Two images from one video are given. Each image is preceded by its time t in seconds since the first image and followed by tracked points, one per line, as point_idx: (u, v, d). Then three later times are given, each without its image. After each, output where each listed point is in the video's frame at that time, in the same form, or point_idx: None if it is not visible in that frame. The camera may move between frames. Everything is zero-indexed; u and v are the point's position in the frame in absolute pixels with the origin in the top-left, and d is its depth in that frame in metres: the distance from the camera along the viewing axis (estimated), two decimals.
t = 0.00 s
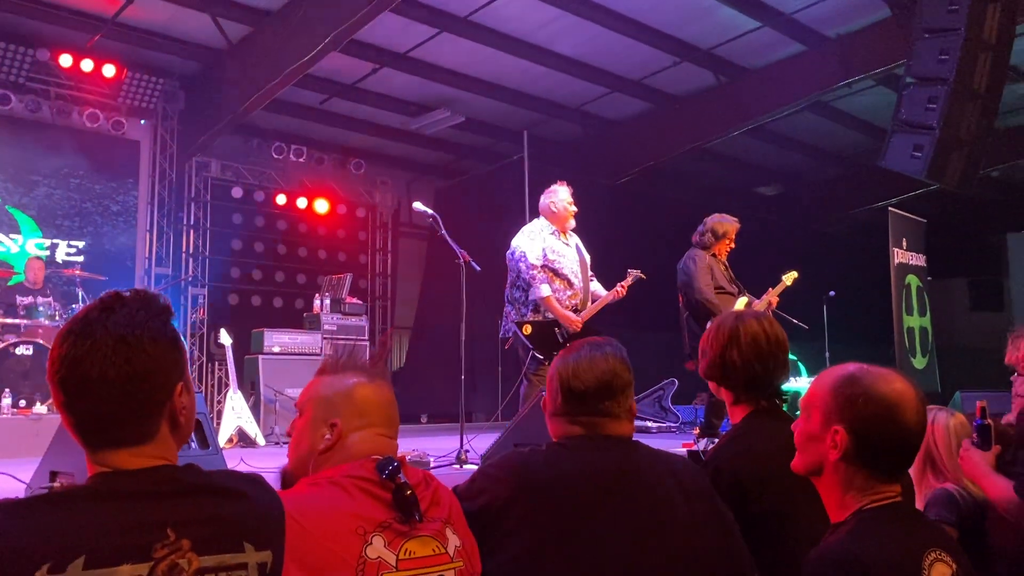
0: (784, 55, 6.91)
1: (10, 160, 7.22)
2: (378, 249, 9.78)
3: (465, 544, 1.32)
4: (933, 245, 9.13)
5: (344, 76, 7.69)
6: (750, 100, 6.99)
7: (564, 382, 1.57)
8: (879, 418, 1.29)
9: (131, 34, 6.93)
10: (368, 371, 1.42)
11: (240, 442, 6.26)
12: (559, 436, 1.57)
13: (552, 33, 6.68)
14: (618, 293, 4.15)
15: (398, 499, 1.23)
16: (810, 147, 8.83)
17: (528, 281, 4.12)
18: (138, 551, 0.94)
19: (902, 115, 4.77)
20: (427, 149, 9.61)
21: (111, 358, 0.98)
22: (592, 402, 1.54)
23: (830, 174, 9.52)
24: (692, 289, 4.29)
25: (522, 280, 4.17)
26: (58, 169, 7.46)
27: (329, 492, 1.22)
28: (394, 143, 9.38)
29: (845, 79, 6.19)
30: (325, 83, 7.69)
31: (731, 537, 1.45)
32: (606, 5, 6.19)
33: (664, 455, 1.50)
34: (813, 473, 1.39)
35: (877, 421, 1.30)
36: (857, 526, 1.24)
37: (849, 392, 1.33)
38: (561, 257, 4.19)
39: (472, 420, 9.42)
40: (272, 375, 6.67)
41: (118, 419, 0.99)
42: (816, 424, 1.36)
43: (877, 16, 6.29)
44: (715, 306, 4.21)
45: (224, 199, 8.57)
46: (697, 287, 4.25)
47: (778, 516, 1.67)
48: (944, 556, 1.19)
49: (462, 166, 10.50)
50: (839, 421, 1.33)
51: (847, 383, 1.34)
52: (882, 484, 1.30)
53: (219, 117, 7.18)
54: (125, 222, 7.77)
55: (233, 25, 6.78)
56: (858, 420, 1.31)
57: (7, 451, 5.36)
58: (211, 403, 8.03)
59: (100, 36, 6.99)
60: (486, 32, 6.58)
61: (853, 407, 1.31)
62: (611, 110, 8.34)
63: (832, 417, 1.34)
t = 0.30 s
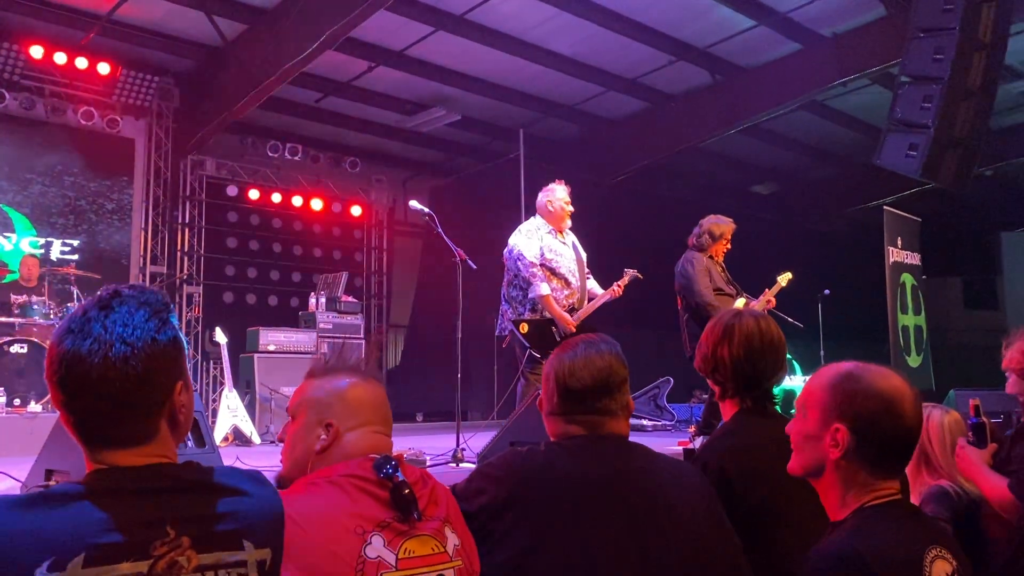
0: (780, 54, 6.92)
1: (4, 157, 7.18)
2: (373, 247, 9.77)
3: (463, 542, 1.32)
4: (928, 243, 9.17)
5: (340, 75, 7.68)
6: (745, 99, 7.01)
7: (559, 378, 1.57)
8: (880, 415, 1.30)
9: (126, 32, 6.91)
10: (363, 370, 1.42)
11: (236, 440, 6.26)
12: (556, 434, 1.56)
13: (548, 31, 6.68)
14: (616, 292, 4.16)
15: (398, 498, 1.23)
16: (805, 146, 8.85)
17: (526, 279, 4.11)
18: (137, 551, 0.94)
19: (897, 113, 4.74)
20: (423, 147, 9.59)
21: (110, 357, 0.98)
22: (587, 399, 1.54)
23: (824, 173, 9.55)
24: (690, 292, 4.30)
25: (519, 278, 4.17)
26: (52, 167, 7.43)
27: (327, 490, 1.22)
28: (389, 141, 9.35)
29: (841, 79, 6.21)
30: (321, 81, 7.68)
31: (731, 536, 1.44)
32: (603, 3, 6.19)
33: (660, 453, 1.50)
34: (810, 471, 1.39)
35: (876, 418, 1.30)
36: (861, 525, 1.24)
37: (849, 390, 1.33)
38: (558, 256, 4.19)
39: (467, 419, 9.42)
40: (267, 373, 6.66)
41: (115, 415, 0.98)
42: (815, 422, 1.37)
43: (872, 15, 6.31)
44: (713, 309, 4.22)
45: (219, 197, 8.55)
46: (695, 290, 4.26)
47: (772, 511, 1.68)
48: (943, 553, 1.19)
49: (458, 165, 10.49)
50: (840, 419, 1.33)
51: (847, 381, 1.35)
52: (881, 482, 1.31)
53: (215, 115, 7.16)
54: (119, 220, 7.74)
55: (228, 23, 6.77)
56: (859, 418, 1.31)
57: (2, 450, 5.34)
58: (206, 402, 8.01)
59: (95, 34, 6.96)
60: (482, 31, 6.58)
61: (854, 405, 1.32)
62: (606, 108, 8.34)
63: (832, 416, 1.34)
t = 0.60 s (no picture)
0: (777, 52, 6.92)
1: None
2: (369, 245, 9.76)
3: (461, 541, 1.32)
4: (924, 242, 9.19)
5: (336, 72, 7.66)
6: (742, 97, 7.01)
7: (558, 376, 1.57)
8: (879, 414, 1.30)
9: (121, 28, 6.88)
10: (359, 369, 1.41)
11: (233, 438, 6.25)
12: (555, 433, 1.56)
13: (546, 29, 6.67)
14: (613, 291, 4.17)
15: (396, 497, 1.23)
16: (802, 144, 8.85)
17: (526, 277, 4.10)
18: (137, 551, 0.94)
19: (895, 112, 4.75)
20: (420, 145, 9.57)
21: (111, 357, 0.98)
22: (587, 397, 1.54)
23: (821, 170, 9.56)
24: (689, 291, 4.30)
25: (519, 276, 4.16)
26: (48, 165, 7.41)
27: (327, 490, 1.22)
28: (386, 138, 9.33)
29: (838, 77, 6.22)
30: (317, 79, 7.67)
31: (735, 534, 1.44)
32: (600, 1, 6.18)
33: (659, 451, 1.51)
34: (810, 471, 1.39)
35: (877, 417, 1.30)
36: (862, 525, 1.24)
37: (849, 389, 1.34)
38: (558, 254, 4.19)
39: (464, 416, 9.43)
40: (265, 371, 6.66)
41: (115, 414, 0.98)
42: (815, 421, 1.37)
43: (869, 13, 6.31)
44: (713, 309, 4.22)
45: (215, 194, 8.54)
46: (695, 289, 4.27)
47: (769, 508, 1.68)
48: (947, 554, 1.21)
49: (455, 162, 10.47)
50: (840, 419, 1.33)
51: (848, 380, 1.35)
52: (882, 482, 1.31)
53: (211, 113, 7.14)
54: (115, 218, 7.71)
55: (225, 20, 6.74)
56: (858, 418, 1.32)
57: None
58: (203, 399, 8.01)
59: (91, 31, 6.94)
60: (479, 28, 6.57)
61: (853, 404, 1.32)
62: (604, 106, 8.34)
63: (831, 415, 1.34)
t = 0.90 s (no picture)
0: (774, 46, 6.92)
1: None
2: (366, 240, 9.76)
3: (460, 535, 1.32)
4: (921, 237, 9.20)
5: (333, 66, 7.64)
6: (739, 92, 7.01)
7: (564, 370, 1.57)
8: (874, 407, 1.30)
9: (117, 21, 6.87)
10: (364, 364, 1.41)
11: (230, 433, 6.25)
12: (562, 427, 1.57)
13: (543, 23, 6.65)
14: (606, 300, 4.17)
15: (393, 491, 1.23)
16: (799, 139, 8.86)
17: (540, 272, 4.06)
18: (135, 546, 0.94)
19: (891, 107, 4.78)
20: (417, 140, 9.56)
21: (110, 351, 0.97)
22: (591, 391, 1.54)
23: (817, 166, 9.57)
24: (689, 287, 4.30)
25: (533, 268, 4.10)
26: (44, 159, 7.39)
27: (324, 485, 1.22)
28: (383, 132, 9.31)
29: (834, 73, 6.23)
30: (314, 73, 7.66)
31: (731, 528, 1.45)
32: None
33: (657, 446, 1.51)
34: (811, 465, 1.40)
35: (872, 412, 1.30)
36: (856, 522, 1.25)
37: (847, 382, 1.34)
38: (573, 254, 4.16)
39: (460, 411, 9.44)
40: (262, 366, 6.66)
41: (114, 409, 0.98)
42: (813, 416, 1.37)
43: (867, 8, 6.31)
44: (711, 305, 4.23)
45: (212, 188, 8.53)
46: (694, 285, 4.27)
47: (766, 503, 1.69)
48: (942, 550, 1.21)
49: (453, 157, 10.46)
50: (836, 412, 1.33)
51: (845, 374, 1.35)
52: (878, 477, 1.31)
53: (208, 107, 7.12)
54: (111, 212, 7.69)
55: (221, 13, 6.72)
56: (854, 411, 1.31)
57: None
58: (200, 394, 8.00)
59: (86, 24, 6.92)
60: (476, 23, 6.56)
61: (848, 398, 1.32)
62: (600, 101, 8.34)
63: (829, 409, 1.34)
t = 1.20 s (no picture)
0: (774, 41, 6.91)
1: None
2: (366, 235, 9.75)
3: (462, 527, 1.32)
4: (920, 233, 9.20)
5: (332, 61, 7.62)
6: (739, 88, 7.00)
7: (568, 362, 1.58)
8: (882, 398, 1.31)
9: (116, 16, 6.84)
10: (368, 357, 1.42)
11: (230, 428, 6.25)
12: (563, 419, 1.56)
13: (543, 18, 6.64)
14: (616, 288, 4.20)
15: (397, 483, 1.23)
16: (799, 135, 8.86)
17: (563, 266, 4.08)
18: (140, 536, 0.94)
19: (892, 103, 4.79)
20: (416, 135, 9.55)
21: (115, 343, 0.97)
22: (595, 383, 1.54)
23: (817, 161, 9.57)
24: (692, 282, 4.30)
25: (556, 262, 4.11)
26: (44, 153, 7.36)
27: (327, 475, 1.22)
28: (382, 128, 9.30)
29: (835, 68, 6.22)
30: (313, 68, 7.64)
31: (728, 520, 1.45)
32: None
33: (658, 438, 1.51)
34: (813, 457, 1.40)
35: (876, 402, 1.31)
36: (857, 511, 1.25)
37: (853, 373, 1.34)
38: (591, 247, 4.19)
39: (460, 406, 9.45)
40: (261, 361, 6.67)
41: (119, 400, 0.98)
42: (817, 407, 1.38)
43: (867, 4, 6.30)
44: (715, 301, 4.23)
45: (211, 183, 8.52)
46: (696, 281, 4.27)
47: (766, 496, 1.69)
48: (943, 541, 1.22)
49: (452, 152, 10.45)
50: (841, 404, 1.34)
51: (851, 365, 1.36)
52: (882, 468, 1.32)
53: (207, 101, 7.11)
54: (110, 207, 7.67)
55: (219, 7, 6.70)
56: (860, 402, 1.32)
57: None
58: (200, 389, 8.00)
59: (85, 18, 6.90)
60: (475, 17, 6.54)
61: (854, 389, 1.33)
62: (600, 96, 8.33)
63: (836, 401, 1.35)
